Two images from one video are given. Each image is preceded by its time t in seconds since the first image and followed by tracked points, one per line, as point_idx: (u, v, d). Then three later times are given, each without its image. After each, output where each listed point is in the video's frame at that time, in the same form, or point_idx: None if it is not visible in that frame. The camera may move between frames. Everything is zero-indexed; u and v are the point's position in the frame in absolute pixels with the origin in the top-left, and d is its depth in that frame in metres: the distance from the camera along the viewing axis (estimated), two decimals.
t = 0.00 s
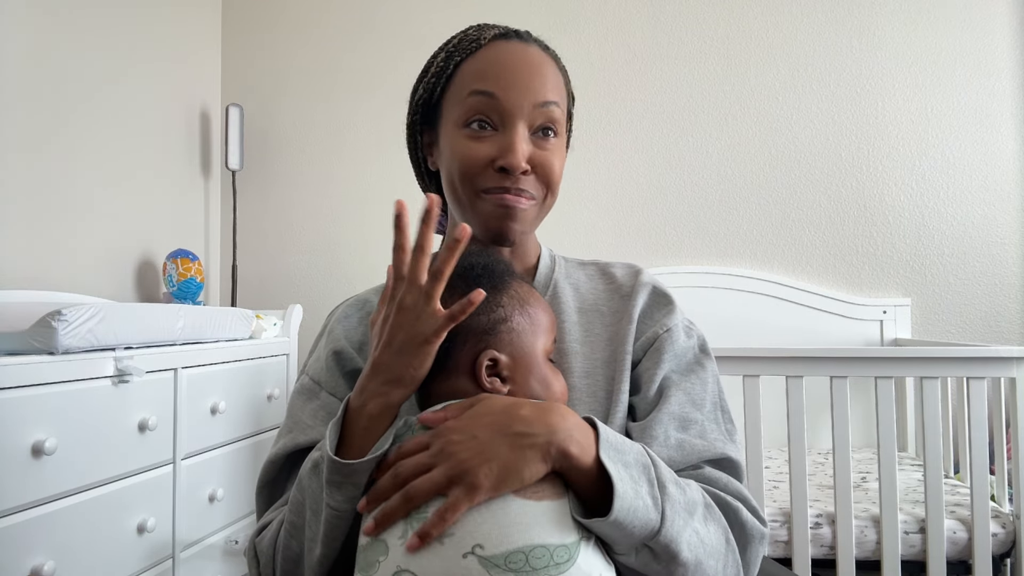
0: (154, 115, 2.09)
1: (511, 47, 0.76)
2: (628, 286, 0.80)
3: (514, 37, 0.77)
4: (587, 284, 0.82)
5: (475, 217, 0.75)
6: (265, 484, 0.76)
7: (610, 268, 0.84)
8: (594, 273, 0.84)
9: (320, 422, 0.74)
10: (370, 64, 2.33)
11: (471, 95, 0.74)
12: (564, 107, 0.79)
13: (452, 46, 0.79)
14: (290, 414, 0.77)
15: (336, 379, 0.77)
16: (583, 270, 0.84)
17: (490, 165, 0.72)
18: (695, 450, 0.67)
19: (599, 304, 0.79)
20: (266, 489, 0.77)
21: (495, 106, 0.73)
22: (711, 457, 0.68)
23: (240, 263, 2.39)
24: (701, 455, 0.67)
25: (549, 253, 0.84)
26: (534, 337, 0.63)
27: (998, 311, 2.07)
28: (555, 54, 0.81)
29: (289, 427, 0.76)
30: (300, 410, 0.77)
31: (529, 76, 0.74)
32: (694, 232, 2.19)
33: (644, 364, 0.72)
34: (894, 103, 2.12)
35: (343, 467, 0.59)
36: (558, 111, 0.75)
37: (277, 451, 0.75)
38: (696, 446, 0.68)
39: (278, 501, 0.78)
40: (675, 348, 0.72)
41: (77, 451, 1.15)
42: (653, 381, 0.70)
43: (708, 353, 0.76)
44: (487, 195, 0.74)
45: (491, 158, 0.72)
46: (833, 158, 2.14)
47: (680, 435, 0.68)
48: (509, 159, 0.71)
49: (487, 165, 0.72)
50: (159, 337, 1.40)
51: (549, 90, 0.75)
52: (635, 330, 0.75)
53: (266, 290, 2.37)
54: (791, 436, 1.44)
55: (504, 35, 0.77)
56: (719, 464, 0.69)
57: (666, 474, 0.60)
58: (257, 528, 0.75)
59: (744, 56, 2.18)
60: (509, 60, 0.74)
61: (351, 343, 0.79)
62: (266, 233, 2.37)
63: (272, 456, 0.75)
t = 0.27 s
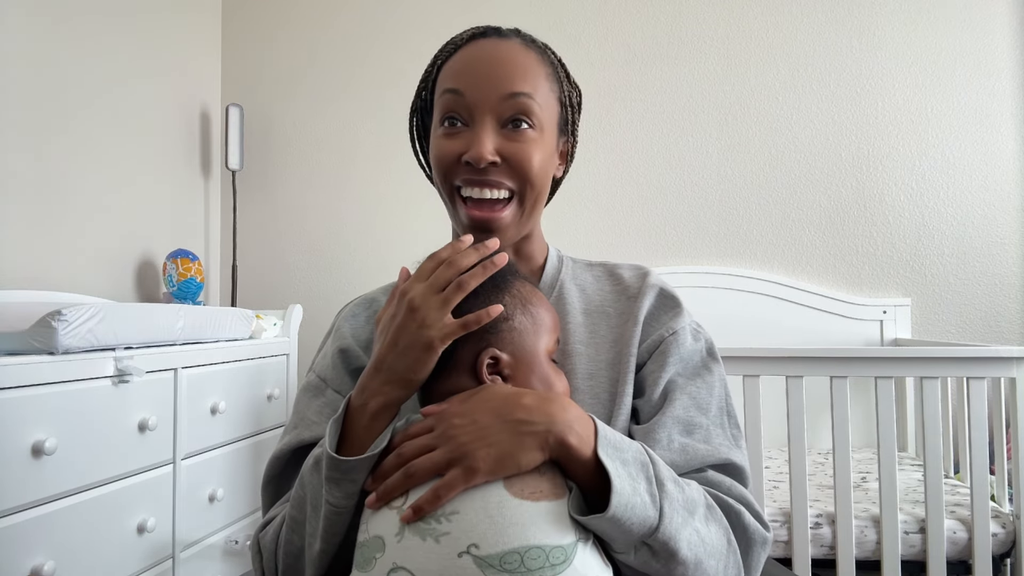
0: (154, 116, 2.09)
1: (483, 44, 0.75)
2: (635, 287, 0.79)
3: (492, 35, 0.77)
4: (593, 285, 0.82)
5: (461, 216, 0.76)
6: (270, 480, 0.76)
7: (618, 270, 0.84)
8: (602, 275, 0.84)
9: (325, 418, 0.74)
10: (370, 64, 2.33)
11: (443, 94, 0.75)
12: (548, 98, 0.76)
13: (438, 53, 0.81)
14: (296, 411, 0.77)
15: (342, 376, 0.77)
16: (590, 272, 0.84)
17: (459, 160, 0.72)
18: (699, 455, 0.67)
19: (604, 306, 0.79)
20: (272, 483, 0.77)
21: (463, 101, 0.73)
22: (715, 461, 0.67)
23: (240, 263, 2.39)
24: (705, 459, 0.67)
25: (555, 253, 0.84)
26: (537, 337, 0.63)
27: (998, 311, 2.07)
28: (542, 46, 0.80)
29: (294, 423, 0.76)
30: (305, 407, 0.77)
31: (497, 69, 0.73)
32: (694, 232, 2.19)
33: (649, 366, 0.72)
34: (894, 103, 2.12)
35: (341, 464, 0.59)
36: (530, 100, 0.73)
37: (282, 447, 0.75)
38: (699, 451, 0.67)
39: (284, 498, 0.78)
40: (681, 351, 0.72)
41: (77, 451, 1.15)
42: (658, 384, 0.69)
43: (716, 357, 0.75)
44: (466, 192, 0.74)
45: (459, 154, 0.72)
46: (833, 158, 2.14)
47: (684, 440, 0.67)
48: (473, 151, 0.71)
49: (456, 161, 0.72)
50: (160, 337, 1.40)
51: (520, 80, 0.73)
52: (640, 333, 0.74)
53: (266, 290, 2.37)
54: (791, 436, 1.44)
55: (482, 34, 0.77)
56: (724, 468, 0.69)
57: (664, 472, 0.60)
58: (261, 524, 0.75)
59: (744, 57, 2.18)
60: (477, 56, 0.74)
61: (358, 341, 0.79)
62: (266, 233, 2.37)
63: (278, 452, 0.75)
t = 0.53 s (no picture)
0: (154, 116, 2.09)
1: (483, 45, 0.76)
2: (636, 287, 0.79)
3: (491, 36, 0.77)
4: (593, 285, 0.82)
5: (462, 217, 0.76)
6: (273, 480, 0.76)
7: (619, 270, 0.83)
8: (602, 275, 0.84)
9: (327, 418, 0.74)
10: (370, 64, 2.33)
11: (443, 95, 0.75)
12: (548, 96, 0.76)
13: (439, 56, 0.81)
14: (298, 410, 0.77)
15: (343, 375, 0.76)
16: (590, 272, 0.84)
17: (460, 160, 0.72)
18: (698, 456, 0.67)
19: (604, 306, 0.79)
20: (274, 483, 0.77)
21: (463, 102, 0.73)
22: (715, 463, 0.67)
23: (240, 263, 2.39)
24: (705, 461, 0.67)
25: (557, 254, 0.83)
26: (533, 336, 0.63)
27: (998, 311, 2.07)
28: (541, 45, 0.80)
29: (296, 423, 0.76)
30: (307, 407, 0.77)
31: (497, 70, 0.73)
32: (694, 232, 2.19)
33: (648, 366, 0.72)
34: (894, 103, 2.12)
35: (338, 462, 0.59)
36: (530, 98, 0.73)
37: (284, 446, 0.75)
38: (699, 453, 0.67)
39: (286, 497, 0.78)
40: (682, 352, 0.71)
41: (77, 451, 1.15)
42: (657, 385, 0.69)
43: (718, 358, 0.75)
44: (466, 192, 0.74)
45: (460, 154, 0.72)
46: (833, 158, 2.14)
47: (683, 441, 0.67)
48: (473, 150, 0.71)
49: (457, 160, 0.72)
50: (159, 337, 1.40)
51: (520, 80, 0.73)
52: (640, 333, 0.74)
53: (266, 290, 2.37)
54: (791, 436, 1.44)
55: (482, 35, 0.77)
56: (725, 471, 0.69)
57: (663, 471, 0.60)
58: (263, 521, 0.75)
59: (744, 57, 2.18)
60: (477, 57, 0.74)
61: (359, 341, 0.79)
62: (266, 233, 2.37)
63: (279, 451, 0.75)
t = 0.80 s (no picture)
0: (154, 116, 2.09)
1: (503, 48, 0.75)
2: (635, 287, 0.79)
3: (507, 38, 0.77)
4: (592, 286, 0.82)
5: (480, 221, 0.76)
6: (274, 482, 0.76)
7: (617, 270, 0.83)
8: (601, 275, 0.84)
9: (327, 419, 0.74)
10: (370, 64, 2.33)
11: (464, 98, 0.74)
12: (563, 104, 0.78)
13: (445, 52, 0.79)
14: (298, 412, 0.77)
15: (343, 377, 0.76)
16: (590, 272, 0.84)
17: (488, 167, 0.72)
18: (699, 457, 0.66)
19: (604, 306, 0.79)
20: (275, 485, 0.76)
21: (489, 107, 0.73)
22: (716, 465, 0.67)
23: (240, 263, 2.39)
24: (706, 463, 0.66)
25: (555, 254, 0.84)
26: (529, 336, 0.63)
27: (998, 311, 2.07)
28: (550, 48, 0.80)
29: (297, 424, 0.76)
30: (307, 408, 0.77)
31: (522, 76, 0.73)
32: (694, 232, 2.19)
33: (648, 366, 0.71)
34: (894, 103, 2.12)
35: (335, 461, 0.59)
36: (555, 108, 0.75)
37: (284, 448, 0.75)
38: (700, 454, 0.66)
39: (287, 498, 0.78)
40: (682, 352, 0.71)
41: (76, 451, 1.15)
42: (657, 385, 0.69)
43: (718, 359, 0.75)
44: (489, 198, 0.74)
45: (489, 161, 0.72)
46: (833, 158, 2.14)
47: (684, 442, 0.67)
48: (507, 160, 0.71)
49: (485, 167, 0.72)
50: (159, 337, 1.40)
51: (544, 88, 0.74)
52: (640, 333, 0.74)
53: (266, 290, 2.37)
54: (791, 436, 1.44)
55: (496, 36, 0.77)
56: (726, 473, 0.68)
57: (669, 475, 0.59)
58: (264, 522, 0.75)
59: (744, 57, 2.18)
60: (501, 61, 0.74)
61: (360, 342, 0.79)
62: (266, 233, 2.37)
63: (280, 452, 0.75)
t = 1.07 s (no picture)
0: (154, 116, 2.09)
1: (503, 47, 0.75)
2: (636, 287, 0.79)
3: (507, 37, 0.77)
4: (593, 286, 0.82)
5: (478, 223, 0.76)
6: (273, 483, 0.76)
7: (619, 270, 0.83)
8: (602, 275, 0.83)
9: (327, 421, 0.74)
10: (370, 64, 2.33)
11: (463, 99, 0.74)
12: (563, 104, 0.78)
13: (445, 50, 0.79)
14: (298, 413, 0.77)
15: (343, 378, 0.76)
16: (590, 273, 0.84)
17: (487, 169, 0.72)
18: (700, 459, 0.66)
19: (604, 307, 0.79)
20: (275, 486, 0.76)
21: (487, 108, 0.73)
22: (717, 468, 0.66)
23: (240, 263, 2.39)
24: (707, 465, 0.66)
25: (556, 253, 0.83)
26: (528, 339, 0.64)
27: (998, 311, 2.07)
28: (551, 48, 0.80)
29: (297, 425, 0.76)
30: (307, 409, 0.76)
31: (522, 77, 0.73)
32: (694, 232, 2.19)
33: (649, 367, 0.72)
34: (894, 103, 2.12)
35: (336, 463, 0.59)
36: (554, 108, 0.75)
37: (284, 449, 0.74)
38: (701, 455, 0.66)
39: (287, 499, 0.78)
40: (683, 353, 0.71)
41: (76, 451, 1.15)
42: (658, 386, 0.69)
43: (719, 361, 0.74)
44: (487, 200, 0.74)
45: (487, 162, 0.72)
46: (833, 158, 2.14)
47: (685, 443, 0.66)
48: (505, 162, 0.71)
49: (484, 169, 0.72)
50: (160, 337, 1.40)
51: (543, 88, 0.74)
52: (641, 334, 0.74)
53: (266, 290, 2.37)
54: (791, 436, 1.44)
55: (496, 35, 0.77)
56: (726, 475, 0.68)
57: (665, 492, 0.57)
58: (264, 522, 0.75)
59: (744, 57, 2.18)
60: (500, 61, 0.74)
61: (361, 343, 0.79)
62: (266, 233, 2.37)
63: (279, 453, 0.74)
